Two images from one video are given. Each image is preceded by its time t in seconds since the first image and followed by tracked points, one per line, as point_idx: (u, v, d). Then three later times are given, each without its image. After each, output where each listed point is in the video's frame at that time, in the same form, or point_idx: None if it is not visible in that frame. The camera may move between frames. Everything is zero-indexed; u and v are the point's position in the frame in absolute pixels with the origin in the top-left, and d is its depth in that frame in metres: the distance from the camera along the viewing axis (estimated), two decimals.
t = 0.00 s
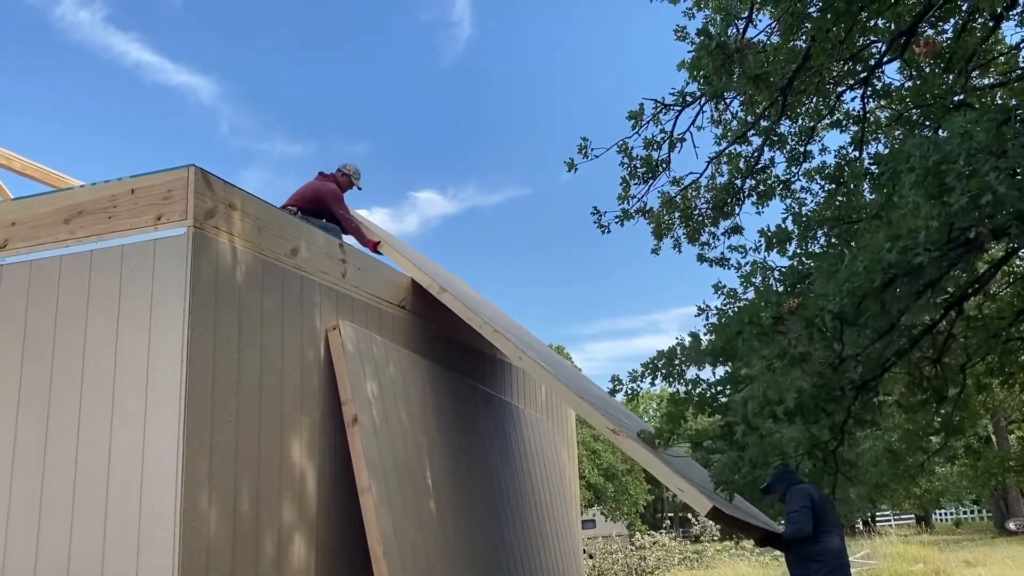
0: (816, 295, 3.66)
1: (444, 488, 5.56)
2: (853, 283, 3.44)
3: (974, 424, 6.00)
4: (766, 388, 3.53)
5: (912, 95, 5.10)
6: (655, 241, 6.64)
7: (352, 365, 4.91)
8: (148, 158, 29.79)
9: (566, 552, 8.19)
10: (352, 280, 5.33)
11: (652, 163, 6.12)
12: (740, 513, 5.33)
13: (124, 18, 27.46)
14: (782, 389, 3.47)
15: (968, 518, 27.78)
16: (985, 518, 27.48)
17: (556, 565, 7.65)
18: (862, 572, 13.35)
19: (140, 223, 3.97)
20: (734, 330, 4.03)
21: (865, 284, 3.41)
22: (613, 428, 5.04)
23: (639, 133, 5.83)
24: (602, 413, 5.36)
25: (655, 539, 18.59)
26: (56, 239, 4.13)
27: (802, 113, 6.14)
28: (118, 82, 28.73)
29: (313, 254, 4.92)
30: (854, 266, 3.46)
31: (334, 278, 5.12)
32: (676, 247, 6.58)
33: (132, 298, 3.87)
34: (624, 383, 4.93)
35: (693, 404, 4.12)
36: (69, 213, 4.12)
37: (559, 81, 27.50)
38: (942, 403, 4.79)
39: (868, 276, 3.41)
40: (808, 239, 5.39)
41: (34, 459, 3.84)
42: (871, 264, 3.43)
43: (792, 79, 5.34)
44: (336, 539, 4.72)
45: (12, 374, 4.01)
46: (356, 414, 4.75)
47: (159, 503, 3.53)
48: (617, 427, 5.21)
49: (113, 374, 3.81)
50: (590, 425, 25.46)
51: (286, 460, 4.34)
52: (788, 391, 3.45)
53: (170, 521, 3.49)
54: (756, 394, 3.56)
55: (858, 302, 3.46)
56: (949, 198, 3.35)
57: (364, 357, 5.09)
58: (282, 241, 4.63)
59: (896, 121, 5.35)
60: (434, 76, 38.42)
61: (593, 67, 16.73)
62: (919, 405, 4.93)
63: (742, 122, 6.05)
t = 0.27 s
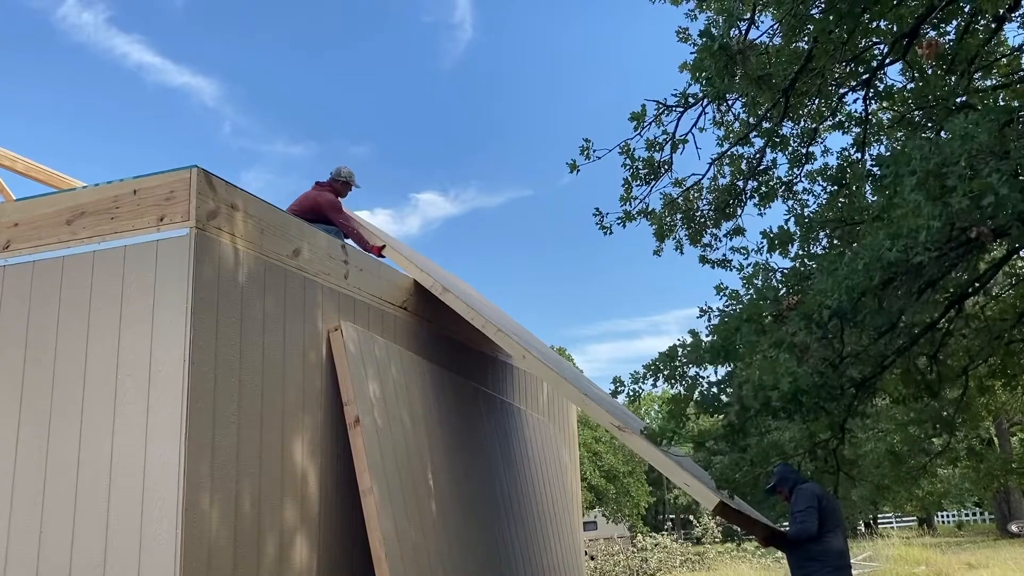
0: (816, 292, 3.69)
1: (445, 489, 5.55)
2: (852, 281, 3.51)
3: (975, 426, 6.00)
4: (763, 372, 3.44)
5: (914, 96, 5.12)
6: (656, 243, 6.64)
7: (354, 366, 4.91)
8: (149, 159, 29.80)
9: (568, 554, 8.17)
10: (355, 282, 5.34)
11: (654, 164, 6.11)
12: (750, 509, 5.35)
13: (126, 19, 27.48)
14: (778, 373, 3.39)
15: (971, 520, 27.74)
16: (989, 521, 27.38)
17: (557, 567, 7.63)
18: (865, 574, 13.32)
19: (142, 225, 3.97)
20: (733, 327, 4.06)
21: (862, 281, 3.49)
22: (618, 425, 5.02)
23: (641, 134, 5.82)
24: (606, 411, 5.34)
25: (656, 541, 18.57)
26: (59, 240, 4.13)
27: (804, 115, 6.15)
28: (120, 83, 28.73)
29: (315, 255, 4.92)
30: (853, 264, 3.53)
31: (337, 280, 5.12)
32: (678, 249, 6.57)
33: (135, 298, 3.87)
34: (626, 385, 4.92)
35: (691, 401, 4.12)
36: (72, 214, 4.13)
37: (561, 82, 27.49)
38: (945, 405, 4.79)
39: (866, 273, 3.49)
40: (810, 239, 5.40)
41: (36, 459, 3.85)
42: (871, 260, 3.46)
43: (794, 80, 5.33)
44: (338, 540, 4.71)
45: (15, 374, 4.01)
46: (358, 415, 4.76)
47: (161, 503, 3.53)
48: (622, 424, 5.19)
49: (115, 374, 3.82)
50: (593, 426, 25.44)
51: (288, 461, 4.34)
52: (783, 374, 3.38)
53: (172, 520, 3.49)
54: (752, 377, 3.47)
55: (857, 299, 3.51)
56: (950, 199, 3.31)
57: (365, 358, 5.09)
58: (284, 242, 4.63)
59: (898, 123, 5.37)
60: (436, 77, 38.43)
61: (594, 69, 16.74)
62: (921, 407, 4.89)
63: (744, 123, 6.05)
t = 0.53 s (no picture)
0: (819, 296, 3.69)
1: (447, 490, 5.56)
2: (854, 283, 3.50)
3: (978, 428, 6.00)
4: (764, 393, 3.50)
5: (916, 98, 5.15)
6: (659, 244, 6.63)
7: (357, 368, 4.91)
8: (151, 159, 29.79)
9: (570, 554, 8.17)
10: (357, 283, 5.34)
11: (656, 165, 6.11)
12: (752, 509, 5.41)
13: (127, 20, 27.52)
14: (777, 394, 3.43)
15: (973, 522, 27.74)
16: (991, 523, 27.33)
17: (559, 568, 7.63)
18: None
19: (145, 226, 3.97)
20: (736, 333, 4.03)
21: (863, 285, 3.46)
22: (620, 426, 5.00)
23: (643, 136, 5.81)
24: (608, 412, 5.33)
25: (658, 543, 18.57)
26: (61, 241, 4.13)
27: (806, 117, 6.16)
28: (121, 84, 28.73)
29: (317, 257, 4.92)
30: (855, 267, 3.53)
31: (339, 281, 5.13)
32: (680, 250, 6.57)
33: (138, 299, 3.88)
34: (629, 387, 4.93)
35: (695, 402, 4.09)
36: (75, 215, 4.14)
37: (562, 83, 27.51)
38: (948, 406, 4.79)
39: (868, 276, 3.46)
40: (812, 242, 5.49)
41: (39, 459, 3.85)
42: (874, 265, 3.46)
43: (796, 82, 5.35)
44: (341, 540, 4.72)
45: (17, 375, 4.01)
46: (361, 416, 4.78)
47: (163, 504, 3.54)
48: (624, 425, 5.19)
49: (118, 376, 3.82)
50: (594, 428, 25.41)
51: (290, 462, 4.34)
52: (782, 395, 3.40)
53: (174, 522, 3.49)
54: (754, 398, 3.58)
55: (859, 303, 3.49)
56: (952, 201, 3.32)
57: (368, 359, 5.09)
58: (286, 243, 4.63)
59: (901, 124, 5.39)
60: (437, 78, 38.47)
61: (596, 70, 16.76)
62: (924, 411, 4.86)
63: (746, 125, 6.05)
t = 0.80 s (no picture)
0: (822, 308, 3.66)
1: (449, 491, 5.56)
2: (858, 296, 3.48)
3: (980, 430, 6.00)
4: (776, 403, 3.53)
5: (919, 100, 5.13)
6: (661, 246, 6.63)
7: (358, 370, 4.91)
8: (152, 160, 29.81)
9: (571, 556, 8.16)
10: (359, 285, 5.34)
11: (658, 167, 6.12)
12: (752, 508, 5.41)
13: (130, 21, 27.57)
14: (791, 404, 3.46)
15: (975, 525, 27.68)
16: (993, 525, 27.30)
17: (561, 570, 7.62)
18: None
19: (147, 227, 3.98)
20: (741, 345, 3.92)
21: (867, 298, 3.45)
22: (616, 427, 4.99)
23: (645, 138, 5.81)
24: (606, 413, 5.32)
25: (659, 544, 18.54)
26: (64, 243, 4.14)
27: (808, 118, 6.16)
28: (123, 85, 28.76)
29: (319, 258, 4.93)
30: (859, 280, 3.51)
31: (340, 283, 5.13)
32: (682, 252, 6.56)
33: (140, 300, 3.88)
34: (631, 389, 4.93)
35: (704, 414, 4.04)
36: (77, 217, 4.14)
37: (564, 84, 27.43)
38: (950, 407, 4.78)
39: (872, 289, 3.45)
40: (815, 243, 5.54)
41: (41, 459, 3.85)
42: (876, 279, 3.45)
43: (798, 84, 5.35)
44: (342, 542, 4.72)
45: (19, 377, 4.01)
46: (362, 418, 4.77)
47: (165, 505, 3.54)
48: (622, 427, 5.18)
49: (120, 376, 3.82)
50: (596, 429, 25.40)
51: (292, 463, 4.34)
52: (796, 405, 3.45)
53: (176, 523, 3.50)
54: (767, 409, 3.61)
55: (863, 314, 3.48)
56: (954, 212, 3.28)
57: (369, 361, 5.09)
58: (288, 245, 4.63)
59: (903, 126, 5.38)
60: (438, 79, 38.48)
61: (598, 72, 16.76)
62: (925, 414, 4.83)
63: (748, 126, 6.05)
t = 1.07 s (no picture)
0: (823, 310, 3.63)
1: (450, 492, 5.56)
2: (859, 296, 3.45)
3: (982, 432, 6.00)
4: (777, 413, 3.54)
5: (922, 102, 5.18)
6: (662, 247, 6.63)
7: (360, 370, 4.91)
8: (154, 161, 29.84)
9: (573, 559, 8.14)
10: (360, 286, 5.34)
11: (660, 169, 6.12)
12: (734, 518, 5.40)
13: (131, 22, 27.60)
14: (791, 414, 3.46)
15: (977, 526, 27.63)
16: (995, 527, 27.26)
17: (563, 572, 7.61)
18: None
19: (149, 228, 3.98)
20: (741, 338, 3.93)
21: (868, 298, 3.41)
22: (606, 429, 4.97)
23: (647, 139, 5.81)
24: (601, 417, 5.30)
25: (661, 545, 18.51)
26: (66, 244, 4.14)
27: (810, 120, 6.16)
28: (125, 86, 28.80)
29: (321, 259, 4.93)
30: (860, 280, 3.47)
31: (342, 284, 5.13)
32: (684, 253, 6.55)
33: (142, 301, 3.89)
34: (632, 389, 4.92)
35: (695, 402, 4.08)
36: (79, 218, 4.15)
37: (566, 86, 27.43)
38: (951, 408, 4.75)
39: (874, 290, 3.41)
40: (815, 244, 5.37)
41: (43, 459, 3.86)
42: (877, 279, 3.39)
43: (800, 86, 5.35)
44: (344, 543, 4.73)
45: (22, 378, 4.02)
46: (364, 419, 4.77)
47: (167, 506, 3.54)
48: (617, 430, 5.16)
49: (122, 377, 3.83)
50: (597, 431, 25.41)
51: (294, 464, 4.35)
52: (796, 415, 3.44)
53: (178, 523, 3.50)
54: (768, 416, 3.60)
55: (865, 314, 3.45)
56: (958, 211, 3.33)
57: (371, 362, 5.09)
58: (289, 246, 4.63)
59: (905, 128, 5.39)
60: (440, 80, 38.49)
61: (600, 73, 16.76)
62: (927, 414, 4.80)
63: (750, 128, 6.05)
